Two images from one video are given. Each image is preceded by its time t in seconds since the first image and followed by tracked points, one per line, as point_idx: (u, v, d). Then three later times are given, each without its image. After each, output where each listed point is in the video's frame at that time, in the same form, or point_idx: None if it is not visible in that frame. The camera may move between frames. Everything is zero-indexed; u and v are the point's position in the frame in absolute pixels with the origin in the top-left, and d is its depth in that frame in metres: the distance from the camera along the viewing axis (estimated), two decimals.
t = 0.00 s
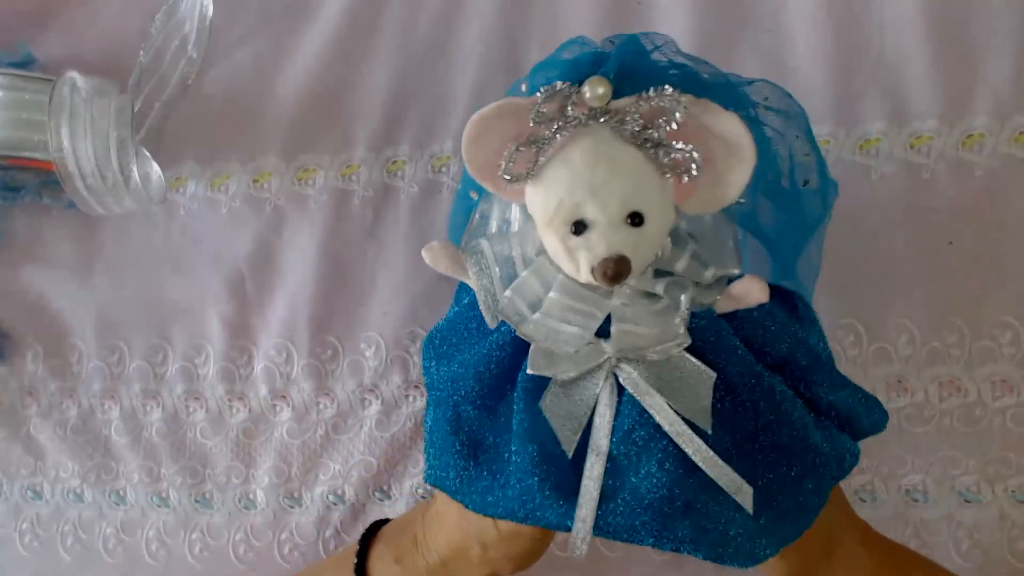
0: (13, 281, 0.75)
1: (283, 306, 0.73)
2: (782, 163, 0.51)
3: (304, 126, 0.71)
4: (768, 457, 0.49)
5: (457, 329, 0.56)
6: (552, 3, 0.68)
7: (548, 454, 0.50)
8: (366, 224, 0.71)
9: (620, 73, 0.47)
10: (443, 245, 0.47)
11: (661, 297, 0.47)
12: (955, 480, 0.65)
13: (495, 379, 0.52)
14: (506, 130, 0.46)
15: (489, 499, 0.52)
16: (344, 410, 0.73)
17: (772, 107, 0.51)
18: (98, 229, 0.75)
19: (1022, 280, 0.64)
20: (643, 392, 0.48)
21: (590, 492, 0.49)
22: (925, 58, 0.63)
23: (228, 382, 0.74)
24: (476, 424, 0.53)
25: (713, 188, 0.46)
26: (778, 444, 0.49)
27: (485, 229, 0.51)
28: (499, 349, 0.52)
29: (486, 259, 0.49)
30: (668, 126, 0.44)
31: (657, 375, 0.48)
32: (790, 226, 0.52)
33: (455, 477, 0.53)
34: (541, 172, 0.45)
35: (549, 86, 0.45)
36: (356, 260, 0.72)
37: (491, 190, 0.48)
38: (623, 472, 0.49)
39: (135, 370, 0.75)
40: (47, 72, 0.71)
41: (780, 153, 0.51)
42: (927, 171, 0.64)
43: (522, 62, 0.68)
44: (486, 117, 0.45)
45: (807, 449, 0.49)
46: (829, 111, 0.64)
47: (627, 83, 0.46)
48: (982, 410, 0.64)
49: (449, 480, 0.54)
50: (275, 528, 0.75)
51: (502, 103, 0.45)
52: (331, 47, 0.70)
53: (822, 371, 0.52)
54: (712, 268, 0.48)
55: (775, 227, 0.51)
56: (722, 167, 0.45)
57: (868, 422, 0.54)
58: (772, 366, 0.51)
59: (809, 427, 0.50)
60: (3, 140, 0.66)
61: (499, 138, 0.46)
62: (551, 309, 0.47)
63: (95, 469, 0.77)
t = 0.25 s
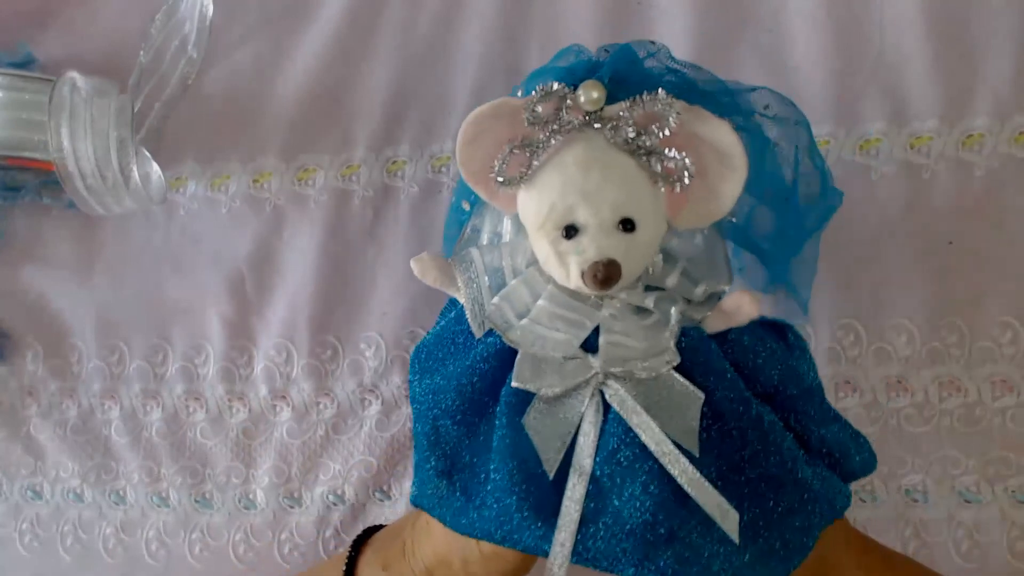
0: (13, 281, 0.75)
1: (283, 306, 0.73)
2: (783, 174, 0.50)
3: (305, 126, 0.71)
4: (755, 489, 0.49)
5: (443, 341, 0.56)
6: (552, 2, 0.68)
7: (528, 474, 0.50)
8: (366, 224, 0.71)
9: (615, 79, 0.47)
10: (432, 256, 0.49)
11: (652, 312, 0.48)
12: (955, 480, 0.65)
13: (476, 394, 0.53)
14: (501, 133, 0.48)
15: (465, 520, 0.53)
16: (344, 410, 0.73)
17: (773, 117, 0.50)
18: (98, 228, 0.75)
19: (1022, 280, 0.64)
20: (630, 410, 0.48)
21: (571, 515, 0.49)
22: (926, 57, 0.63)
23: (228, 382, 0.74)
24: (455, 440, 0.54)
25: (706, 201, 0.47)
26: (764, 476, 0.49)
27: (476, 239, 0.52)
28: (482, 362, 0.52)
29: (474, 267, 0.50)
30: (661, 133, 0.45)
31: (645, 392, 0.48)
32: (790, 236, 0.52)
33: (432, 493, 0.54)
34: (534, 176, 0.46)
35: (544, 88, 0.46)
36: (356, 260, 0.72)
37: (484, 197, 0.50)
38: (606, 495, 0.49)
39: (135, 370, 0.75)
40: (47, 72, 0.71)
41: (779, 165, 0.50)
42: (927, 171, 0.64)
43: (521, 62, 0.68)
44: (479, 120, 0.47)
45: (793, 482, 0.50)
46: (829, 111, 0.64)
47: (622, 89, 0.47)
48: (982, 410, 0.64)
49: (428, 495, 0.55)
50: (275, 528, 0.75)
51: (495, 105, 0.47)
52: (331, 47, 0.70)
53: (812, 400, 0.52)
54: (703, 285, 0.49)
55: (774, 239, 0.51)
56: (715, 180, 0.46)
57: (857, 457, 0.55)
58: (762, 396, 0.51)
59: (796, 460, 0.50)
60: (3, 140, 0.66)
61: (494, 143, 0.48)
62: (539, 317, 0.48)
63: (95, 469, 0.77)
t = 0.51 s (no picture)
0: (13, 281, 0.75)
1: (283, 306, 0.73)
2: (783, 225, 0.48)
3: (304, 127, 0.71)
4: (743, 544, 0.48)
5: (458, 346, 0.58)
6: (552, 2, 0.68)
7: (512, 504, 0.51)
8: (366, 224, 0.71)
9: (615, 125, 0.44)
10: (436, 268, 0.50)
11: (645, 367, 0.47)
12: (955, 480, 0.65)
13: (479, 403, 0.54)
14: (494, 171, 0.46)
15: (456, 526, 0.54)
16: (344, 410, 0.73)
17: (776, 164, 0.48)
18: (98, 228, 0.75)
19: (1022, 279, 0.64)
20: (613, 464, 0.49)
21: (546, 553, 0.50)
22: (926, 57, 0.63)
23: (228, 382, 0.74)
24: (458, 446, 0.55)
25: (715, 258, 0.45)
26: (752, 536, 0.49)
27: (481, 260, 0.49)
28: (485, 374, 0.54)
29: (470, 293, 0.49)
30: (663, 191, 0.42)
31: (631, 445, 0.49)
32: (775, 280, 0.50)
33: (433, 493, 0.55)
34: (524, 223, 0.44)
35: (534, 138, 0.43)
36: (356, 260, 0.72)
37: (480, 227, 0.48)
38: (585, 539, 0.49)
39: (135, 370, 0.75)
40: (47, 73, 0.72)
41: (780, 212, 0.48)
42: (927, 172, 0.64)
43: (521, 62, 0.68)
44: (469, 159, 0.45)
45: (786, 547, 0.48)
46: (829, 111, 0.64)
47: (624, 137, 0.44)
48: (982, 410, 0.64)
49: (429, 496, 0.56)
50: (275, 528, 0.75)
51: (485, 148, 0.44)
52: (331, 47, 0.70)
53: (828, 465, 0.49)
54: (707, 342, 0.47)
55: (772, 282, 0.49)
56: (720, 241, 0.44)
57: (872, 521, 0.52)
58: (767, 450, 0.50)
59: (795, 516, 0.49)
60: (3, 140, 0.66)
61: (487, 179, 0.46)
62: (527, 364, 0.47)
63: (95, 469, 0.77)
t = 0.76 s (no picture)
0: (13, 281, 0.75)
1: (283, 306, 0.73)
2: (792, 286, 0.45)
3: (304, 127, 0.71)
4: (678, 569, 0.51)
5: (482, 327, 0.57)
6: (553, 2, 0.68)
7: (478, 496, 0.53)
8: (366, 224, 0.71)
9: (616, 155, 0.42)
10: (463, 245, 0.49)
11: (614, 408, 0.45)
12: (955, 481, 0.65)
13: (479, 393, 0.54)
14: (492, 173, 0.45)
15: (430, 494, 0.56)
16: (344, 410, 0.73)
17: (803, 220, 0.44)
18: (98, 229, 0.75)
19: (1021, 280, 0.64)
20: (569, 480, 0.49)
21: (497, 552, 0.52)
22: (926, 57, 0.63)
23: (228, 382, 0.74)
24: (454, 423, 0.55)
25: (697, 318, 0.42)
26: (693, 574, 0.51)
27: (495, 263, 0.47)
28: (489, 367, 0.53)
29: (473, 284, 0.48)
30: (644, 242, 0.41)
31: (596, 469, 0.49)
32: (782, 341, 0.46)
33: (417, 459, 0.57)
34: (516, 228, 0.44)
35: (531, 153, 0.43)
36: (356, 261, 0.72)
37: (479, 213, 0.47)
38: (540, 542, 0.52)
39: (135, 370, 0.75)
40: (47, 73, 0.71)
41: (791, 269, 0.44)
42: (927, 172, 0.64)
43: (522, 62, 0.68)
44: (471, 158, 0.45)
45: None
46: (829, 111, 0.64)
47: (624, 167, 0.42)
48: (981, 410, 0.64)
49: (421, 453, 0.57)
50: (275, 528, 0.75)
51: (479, 151, 0.45)
52: (331, 47, 0.70)
53: (795, 546, 0.49)
54: (684, 397, 0.44)
55: (774, 352, 0.46)
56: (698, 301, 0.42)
57: None
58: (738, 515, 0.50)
59: None
60: (3, 140, 0.66)
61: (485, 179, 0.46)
62: (501, 377, 0.46)
63: (95, 469, 0.77)
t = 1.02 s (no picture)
0: (13, 281, 0.75)
1: (283, 306, 0.73)
2: (796, 278, 0.43)
3: (304, 127, 0.71)
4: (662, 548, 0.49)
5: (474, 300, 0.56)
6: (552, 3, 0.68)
7: (469, 464, 0.51)
8: (366, 224, 0.71)
9: (625, 134, 0.40)
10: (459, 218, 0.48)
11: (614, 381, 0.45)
12: (955, 481, 0.65)
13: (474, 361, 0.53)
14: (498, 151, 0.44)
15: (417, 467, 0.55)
16: (344, 410, 0.73)
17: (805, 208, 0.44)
18: (98, 229, 0.75)
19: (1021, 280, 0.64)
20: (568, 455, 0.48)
21: (491, 523, 0.51)
22: (926, 57, 0.63)
23: (228, 383, 0.74)
24: (445, 393, 0.54)
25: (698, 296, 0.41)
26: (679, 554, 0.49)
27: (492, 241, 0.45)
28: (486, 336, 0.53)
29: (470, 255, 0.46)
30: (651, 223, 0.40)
31: (592, 446, 0.47)
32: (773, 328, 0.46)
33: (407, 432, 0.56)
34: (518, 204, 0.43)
35: (541, 132, 0.42)
36: (356, 261, 0.72)
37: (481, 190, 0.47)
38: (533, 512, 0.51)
39: (135, 370, 0.75)
40: (47, 72, 0.71)
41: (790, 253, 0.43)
42: (927, 171, 0.64)
43: (522, 63, 0.68)
44: (476, 134, 0.44)
45: None
46: (829, 111, 0.64)
47: (630, 148, 0.40)
48: (981, 410, 0.64)
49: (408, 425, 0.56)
50: (275, 527, 0.75)
51: (489, 129, 0.43)
52: (331, 47, 0.70)
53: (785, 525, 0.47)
54: (682, 373, 0.44)
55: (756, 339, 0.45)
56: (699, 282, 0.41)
57: None
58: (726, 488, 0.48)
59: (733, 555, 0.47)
60: (3, 140, 0.66)
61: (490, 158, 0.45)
62: (501, 350, 0.46)
63: (95, 469, 0.77)
